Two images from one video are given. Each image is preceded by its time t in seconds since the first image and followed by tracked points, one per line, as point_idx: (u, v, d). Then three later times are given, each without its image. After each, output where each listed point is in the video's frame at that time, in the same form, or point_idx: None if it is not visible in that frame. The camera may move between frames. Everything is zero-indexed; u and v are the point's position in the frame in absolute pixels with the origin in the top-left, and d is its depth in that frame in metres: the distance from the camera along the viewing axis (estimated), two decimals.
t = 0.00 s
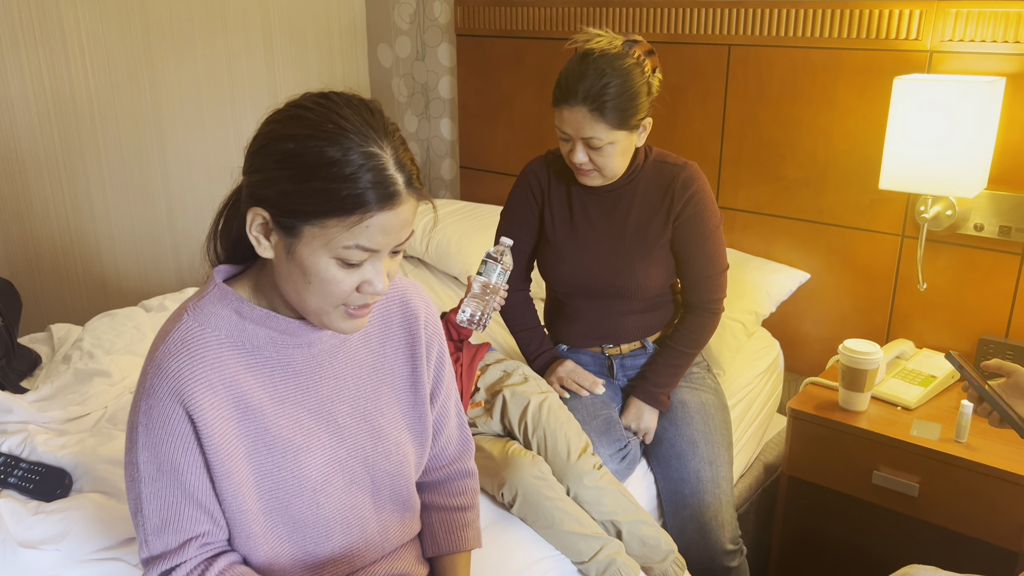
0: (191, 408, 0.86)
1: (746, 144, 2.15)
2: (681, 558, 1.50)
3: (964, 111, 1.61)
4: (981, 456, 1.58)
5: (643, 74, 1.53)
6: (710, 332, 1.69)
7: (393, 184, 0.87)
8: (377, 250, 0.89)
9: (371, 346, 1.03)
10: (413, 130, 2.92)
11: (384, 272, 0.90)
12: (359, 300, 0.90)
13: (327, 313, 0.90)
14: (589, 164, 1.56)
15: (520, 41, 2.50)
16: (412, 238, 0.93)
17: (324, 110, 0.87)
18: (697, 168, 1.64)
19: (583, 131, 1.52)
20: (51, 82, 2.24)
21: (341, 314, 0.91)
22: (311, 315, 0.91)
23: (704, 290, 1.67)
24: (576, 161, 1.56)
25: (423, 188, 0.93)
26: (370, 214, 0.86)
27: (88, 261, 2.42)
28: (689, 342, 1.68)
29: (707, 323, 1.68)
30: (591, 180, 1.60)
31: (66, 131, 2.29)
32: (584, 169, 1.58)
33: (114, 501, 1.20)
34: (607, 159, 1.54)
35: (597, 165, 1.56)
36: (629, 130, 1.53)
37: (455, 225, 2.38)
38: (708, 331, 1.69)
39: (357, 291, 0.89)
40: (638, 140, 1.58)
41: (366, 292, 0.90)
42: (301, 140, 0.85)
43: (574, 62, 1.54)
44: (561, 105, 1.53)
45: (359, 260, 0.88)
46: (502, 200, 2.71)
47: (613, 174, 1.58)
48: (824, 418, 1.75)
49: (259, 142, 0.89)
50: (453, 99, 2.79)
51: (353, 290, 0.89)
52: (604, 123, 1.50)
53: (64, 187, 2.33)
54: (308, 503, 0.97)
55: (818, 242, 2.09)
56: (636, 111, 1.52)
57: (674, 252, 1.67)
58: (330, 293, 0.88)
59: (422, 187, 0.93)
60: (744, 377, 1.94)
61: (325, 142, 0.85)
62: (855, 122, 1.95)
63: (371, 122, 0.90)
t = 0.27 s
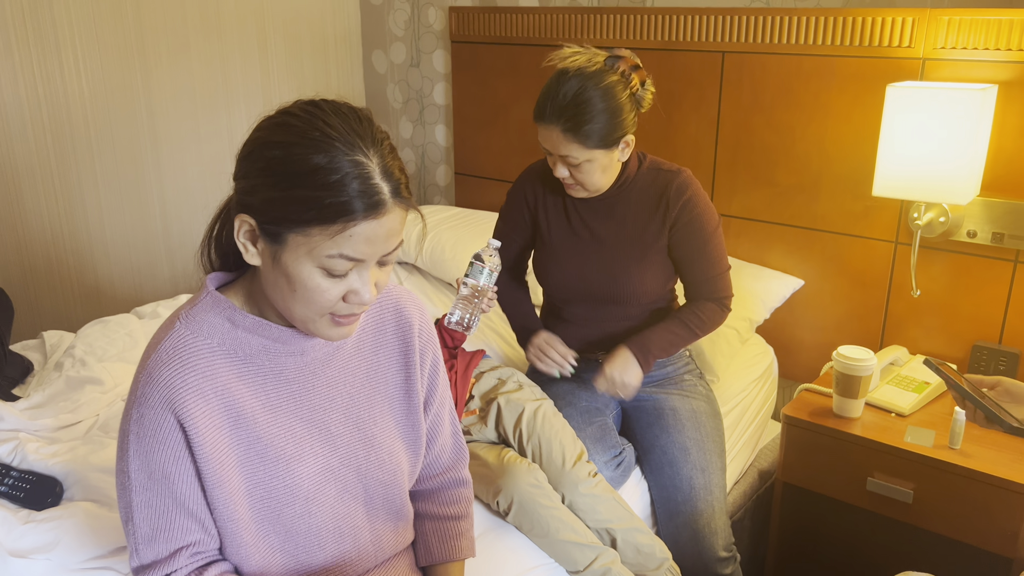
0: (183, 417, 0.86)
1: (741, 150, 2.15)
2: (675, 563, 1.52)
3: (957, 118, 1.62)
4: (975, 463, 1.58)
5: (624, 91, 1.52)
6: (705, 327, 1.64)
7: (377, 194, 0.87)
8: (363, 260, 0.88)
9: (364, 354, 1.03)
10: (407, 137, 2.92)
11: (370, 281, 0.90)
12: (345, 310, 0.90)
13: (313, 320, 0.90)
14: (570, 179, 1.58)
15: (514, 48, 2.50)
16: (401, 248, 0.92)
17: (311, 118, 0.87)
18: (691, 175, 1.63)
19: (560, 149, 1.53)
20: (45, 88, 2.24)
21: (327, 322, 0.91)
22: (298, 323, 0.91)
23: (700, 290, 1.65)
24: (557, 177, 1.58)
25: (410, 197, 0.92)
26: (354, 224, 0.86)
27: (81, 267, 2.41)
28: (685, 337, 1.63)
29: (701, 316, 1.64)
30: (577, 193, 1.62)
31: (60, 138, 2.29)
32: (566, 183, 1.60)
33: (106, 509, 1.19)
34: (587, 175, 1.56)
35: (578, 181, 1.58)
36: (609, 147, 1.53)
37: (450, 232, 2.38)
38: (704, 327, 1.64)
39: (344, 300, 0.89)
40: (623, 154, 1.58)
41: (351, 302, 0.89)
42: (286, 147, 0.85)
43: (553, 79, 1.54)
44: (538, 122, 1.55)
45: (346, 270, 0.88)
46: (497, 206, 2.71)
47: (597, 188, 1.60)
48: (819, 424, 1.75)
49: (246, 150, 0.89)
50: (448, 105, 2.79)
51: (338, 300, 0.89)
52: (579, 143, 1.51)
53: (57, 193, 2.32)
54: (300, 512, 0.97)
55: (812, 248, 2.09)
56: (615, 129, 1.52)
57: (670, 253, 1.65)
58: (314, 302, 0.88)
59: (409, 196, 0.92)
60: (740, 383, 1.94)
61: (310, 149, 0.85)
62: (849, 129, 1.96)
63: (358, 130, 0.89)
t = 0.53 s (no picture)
0: (183, 425, 0.86)
1: (739, 155, 2.15)
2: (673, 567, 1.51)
3: (956, 123, 1.62)
4: (975, 468, 1.58)
5: (625, 94, 1.52)
6: (613, 326, 1.57)
7: (397, 194, 0.88)
8: (385, 258, 0.90)
9: (363, 360, 1.03)
10: (406, 141, 2.92)
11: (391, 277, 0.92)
12: (368, 310, 0.91)
13: (340, 324, 0.91)
14: (569, 180, 1.58)
15: (513, 52, 2.50)
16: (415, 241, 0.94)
17: (320, 127, 0.86)
18: (686, 193, 1.60)
19: (561, 149, 1.53)
20: (42, 92, 2.23)
21: (353, 324, 0.92)
22: (322, 328, 0.92)
23: (635, 296, 1.60)
24: (557, 177, 1.58)
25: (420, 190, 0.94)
26: (376, 227, 0.87)
27: (78, 271, 2.40)
28: (586, 329, 1.59)
29: (615, 313, 1.58)
30: (574, 195, 1.62)
31: (57, 141, 2.28)
32: (564, 184, 1.60)
33: (103, 515, 1.18)
34: (586, 177, 1.56)
35: (577, 182, 1.58)
36: (610, 149, 1.53)
37: (448, 236, 2.37)
38: (610, 323, 1.58)
39: (366, 300, 0.91)
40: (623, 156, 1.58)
41: (374, 300, 0.91)
42: (302, 160, 0.83)
43: (556, 79, 1.53)
44: (540, 121, 1.54)
45: (368, 270, 0.89)
46: (495, 210, 2.71)
47: (595, 190, 1.60)
48: (817, 429, 1.75)
49: (252, 165, 0.86)
50: (446, 109, 2.79)
51: (362, 301, 0.90)
52: (581, 144, 1.51)
53: (54, 197, 2.31)
54: (300, 518, 0.97)
55: (811, 253, 2.10)
56: (617, 130, 1.52)
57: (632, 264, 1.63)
58: (341, 305, 0.89)
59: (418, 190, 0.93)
60: (737, 389, 1.94)
61: (326, 162, 0.84)
62: (848, 134, 1.96)
63: (363, 133, 0.89)
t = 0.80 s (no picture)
0: (186, 426, 0.86)
1: (739, 158, 2.15)
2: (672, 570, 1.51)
3: (956, 126, 1.62)
4: (974, 471, 1.58)
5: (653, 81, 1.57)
6: (571, 325, 1.58)
7: (409, 183, 0.90)
8: (399, 246, 0.91)
9: (365, 362, 1.03)
10: (406, 143, 2.92)
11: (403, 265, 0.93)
12: (384, 301, 0.93)
13: (359, 318, 0.92)
14: (600, 165, 1.54)
15: (513, 55, 2.51)
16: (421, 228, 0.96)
17: (327, 123, 0.86)
18: (681, 201, 1.58)
19: (606, 124, 1.51)
20: (42, 94, 2.23)
21: (372, 316, 0.93)
22: (337, 325, 0.92)
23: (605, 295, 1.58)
24: (590, 160, 1.53)
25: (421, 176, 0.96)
26: (392, 216, 0.89)
27: (78, 273, 2.40)
28: (545, 329, 1.59)
29: (574, 311, 1.59)
30: (596, 186, 1.58)
31: (57, 143, 2.28)
32: (592, 171, 1.55)
33: (103, 516, 1.18)
34: (619, 159, 1.54)
35: (607, 167, 1.55)
36: (643, 132, 1.56)
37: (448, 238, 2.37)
38: (568, 321, 1.58)
39: (382, 290, 0.92)
40: (640, 150, 1.59)
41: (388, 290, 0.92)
42: (316, 157, 0.84)
43: (592, 61, 1.55)
44: (583, 97, 1.52)
45: (384, 260, 0.91)
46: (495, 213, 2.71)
47: (618, 180, 1.57)
48: (817, 432, 1.75)
49: (261, 165, 0.86)
50: (447, 112, 2.79)
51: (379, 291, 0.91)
52: (627, 118, 1.51)
53: (54, 198, 2.31)
54: (301, 520, 0.97)
55: (811, 256, 2.10)
56: (648, 112, 1.55)
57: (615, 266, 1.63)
58: (360, 298, 0.90)
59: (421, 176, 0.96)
60: (737, 392, 1.93)
61: (341, 158, 0.84)
62: (848, 137, 1.96)
63: (367, 126, 0.90)
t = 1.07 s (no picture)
0: (189, 426, 0.87)
1: (740, 160, 2.16)
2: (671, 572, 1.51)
3: (957, 129, 1.63)
4: (973, 474, 1.58)
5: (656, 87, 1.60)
6: (574, 334, 1.58)
7: (410, 178, 0.90)
8: (401, 241, 0.92)
9: (367, 363, 1.03)
10: (407, 144, 2.93)
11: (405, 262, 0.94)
12: (388, 297, 0.93)
13: (364, 315, 0.92)
14: (623, 176, 1.54)
15: (515, 57, 2.51)
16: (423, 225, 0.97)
17: (326, 120, 0.87)
18: (679, 208, 1.58)
19: (636, 136, 1.51)
20: (45, 94, 2.24)
21: (377, 313, 0.93)
22: (342, 321, 0.92)
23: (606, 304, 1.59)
24: (616, 172, 1.53)
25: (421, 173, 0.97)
26: (394, 210, 0.89)
27: (80, 273, 2.41)
28: (547, 335, 1.59)
29: (579, 321, 1.59)
30: (615, 195, 1.57)
31: (60, 144, 2.29)
32: (616, 183, 1.55)
33: (106, 516, 1.18)
34: (640, 169, 1.56)
35: (629, 178, 1.55)
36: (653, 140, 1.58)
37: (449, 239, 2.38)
38: (572, 330, 1.58)
39: (385, 286, 0.92)
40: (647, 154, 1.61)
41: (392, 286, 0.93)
42: (319, 153, 0.85)
43: (611, 71, 1.53)
44: (614, 110, 1.50)
45: (387, 256, 0.91)
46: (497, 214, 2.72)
47: (633, 188, 1.59)
48: (816, 434, 1.75)
49: (263, 164, 0.86)
50: (448, 113, 2.79)
51: (383, 288, 0.92)
52: (651, 130, 1.53)
53: (56, 199, 2.32)
54: (304, 520, 0.98)
55: (811, 258, 2.10)
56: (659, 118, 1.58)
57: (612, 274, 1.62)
58: (365, 294, 0.91)
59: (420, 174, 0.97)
60: (737, 393, 1.94)
61: (342, 155, 0.85)
62: (849, 139, 1.97)
63: (367, 123, 0.91)
